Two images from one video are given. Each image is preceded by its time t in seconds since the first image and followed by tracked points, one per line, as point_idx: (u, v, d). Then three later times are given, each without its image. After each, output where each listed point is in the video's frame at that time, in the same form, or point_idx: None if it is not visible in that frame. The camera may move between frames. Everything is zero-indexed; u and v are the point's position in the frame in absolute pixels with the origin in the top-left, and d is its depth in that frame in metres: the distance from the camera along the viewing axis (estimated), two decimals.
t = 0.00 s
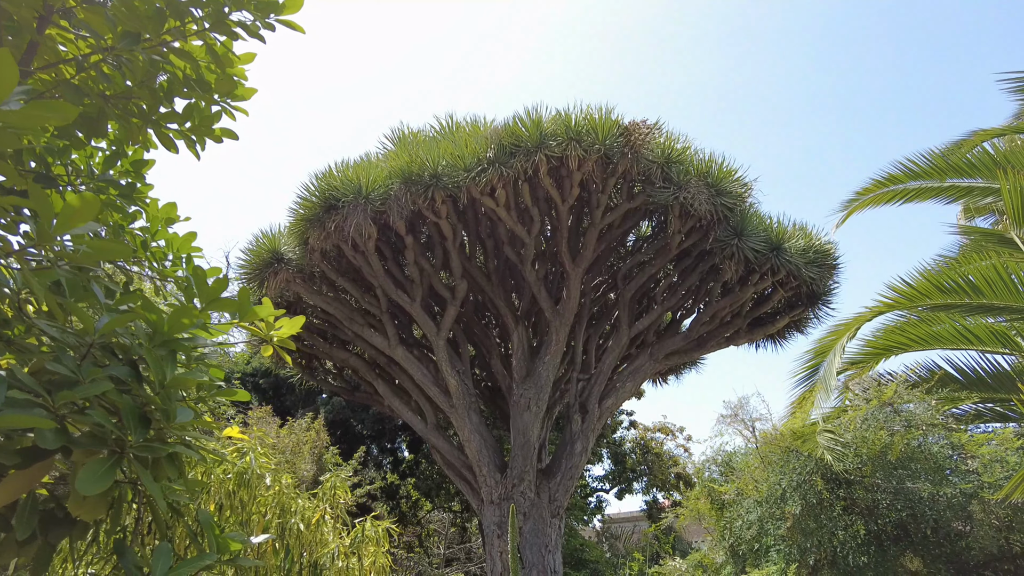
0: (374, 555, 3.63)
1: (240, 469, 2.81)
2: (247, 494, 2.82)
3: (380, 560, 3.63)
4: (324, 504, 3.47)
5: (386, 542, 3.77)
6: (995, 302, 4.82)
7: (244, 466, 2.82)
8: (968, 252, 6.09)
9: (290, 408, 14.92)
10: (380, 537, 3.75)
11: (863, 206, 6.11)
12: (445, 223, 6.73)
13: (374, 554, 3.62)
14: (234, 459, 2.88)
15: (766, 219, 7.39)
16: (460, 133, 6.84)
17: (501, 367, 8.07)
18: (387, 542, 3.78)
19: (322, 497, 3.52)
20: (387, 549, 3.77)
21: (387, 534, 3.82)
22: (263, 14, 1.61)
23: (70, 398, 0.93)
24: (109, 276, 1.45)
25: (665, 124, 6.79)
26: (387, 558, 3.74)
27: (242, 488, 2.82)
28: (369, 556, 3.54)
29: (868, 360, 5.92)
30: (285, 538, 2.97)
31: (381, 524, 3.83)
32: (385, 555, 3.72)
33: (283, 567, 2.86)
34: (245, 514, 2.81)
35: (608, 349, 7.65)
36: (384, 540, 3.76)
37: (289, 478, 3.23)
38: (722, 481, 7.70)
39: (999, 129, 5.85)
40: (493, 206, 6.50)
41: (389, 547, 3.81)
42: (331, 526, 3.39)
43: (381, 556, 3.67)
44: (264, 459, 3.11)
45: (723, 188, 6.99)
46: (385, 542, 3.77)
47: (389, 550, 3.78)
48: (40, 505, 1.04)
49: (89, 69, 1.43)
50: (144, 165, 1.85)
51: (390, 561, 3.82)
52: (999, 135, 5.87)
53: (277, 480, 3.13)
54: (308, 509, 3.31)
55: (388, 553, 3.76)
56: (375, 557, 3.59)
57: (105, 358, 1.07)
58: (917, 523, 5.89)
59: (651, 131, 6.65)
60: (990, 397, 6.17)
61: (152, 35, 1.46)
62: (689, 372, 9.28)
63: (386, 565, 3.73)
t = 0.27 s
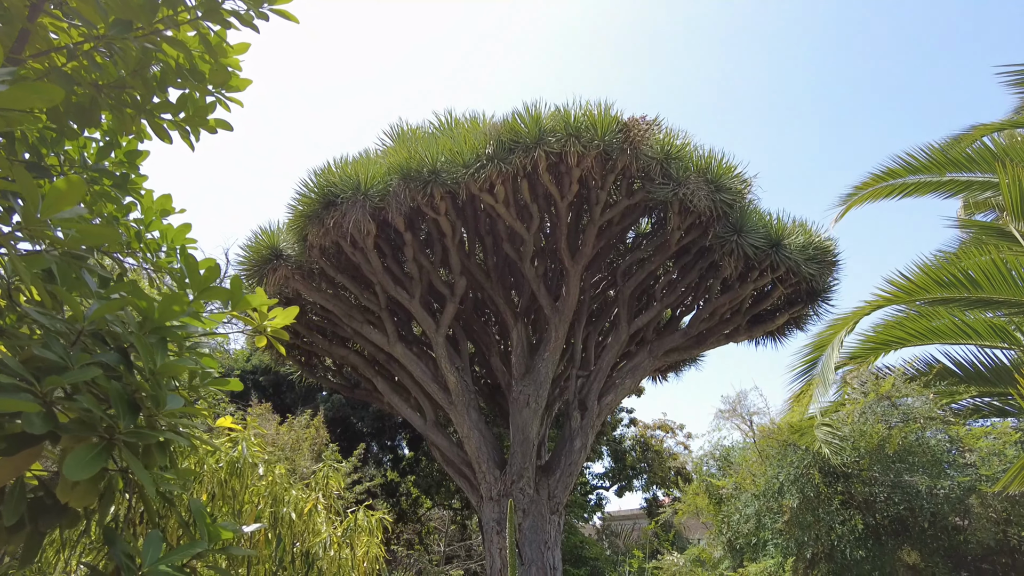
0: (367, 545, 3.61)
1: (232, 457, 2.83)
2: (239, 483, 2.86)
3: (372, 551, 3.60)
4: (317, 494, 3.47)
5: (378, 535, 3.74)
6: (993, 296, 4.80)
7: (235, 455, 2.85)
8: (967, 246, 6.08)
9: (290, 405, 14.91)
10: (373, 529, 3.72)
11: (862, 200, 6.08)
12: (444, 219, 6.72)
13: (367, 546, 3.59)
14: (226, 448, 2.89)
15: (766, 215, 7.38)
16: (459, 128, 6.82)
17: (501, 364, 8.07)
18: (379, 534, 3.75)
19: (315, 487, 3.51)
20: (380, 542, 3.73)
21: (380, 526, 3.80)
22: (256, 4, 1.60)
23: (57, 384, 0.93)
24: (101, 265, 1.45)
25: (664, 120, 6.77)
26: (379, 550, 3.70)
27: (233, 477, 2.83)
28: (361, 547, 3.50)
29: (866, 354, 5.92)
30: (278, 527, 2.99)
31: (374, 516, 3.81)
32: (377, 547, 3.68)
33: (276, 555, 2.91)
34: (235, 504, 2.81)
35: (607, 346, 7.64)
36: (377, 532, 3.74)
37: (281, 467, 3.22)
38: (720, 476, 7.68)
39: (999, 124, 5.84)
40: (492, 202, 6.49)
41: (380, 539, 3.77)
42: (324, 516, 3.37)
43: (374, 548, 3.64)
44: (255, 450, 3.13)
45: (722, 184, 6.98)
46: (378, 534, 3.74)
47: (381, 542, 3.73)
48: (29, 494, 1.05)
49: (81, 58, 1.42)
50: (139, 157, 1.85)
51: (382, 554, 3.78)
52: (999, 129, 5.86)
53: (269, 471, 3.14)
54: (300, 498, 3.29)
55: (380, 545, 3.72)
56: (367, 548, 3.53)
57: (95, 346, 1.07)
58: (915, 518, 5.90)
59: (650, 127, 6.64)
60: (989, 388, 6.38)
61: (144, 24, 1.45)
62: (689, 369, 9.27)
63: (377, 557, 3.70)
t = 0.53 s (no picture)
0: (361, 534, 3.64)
1: (224, 446, 2.85)
2: (231, 472, 2.87)
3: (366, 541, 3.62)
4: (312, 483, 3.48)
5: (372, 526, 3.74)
6: (994, 288, 4.77)
7: (226, 444, 2.85)
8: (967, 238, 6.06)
9: (290, 399, 14.91)
10: (366, 519, 3.72)
11: (862, 191, 6.05)
12: (444, 213, 6.70)
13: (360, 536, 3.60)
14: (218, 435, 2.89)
15: (767, 209, 7.36)
16: (458, 121, 6.80)
17: (501, 358, 8.06)
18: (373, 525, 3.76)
19: (307, 476, 3.50)
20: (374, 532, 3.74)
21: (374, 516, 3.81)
22: None
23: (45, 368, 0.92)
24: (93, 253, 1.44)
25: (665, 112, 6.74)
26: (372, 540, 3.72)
27: (225, 466, 2.85)
28: (355, 537, 3.52)
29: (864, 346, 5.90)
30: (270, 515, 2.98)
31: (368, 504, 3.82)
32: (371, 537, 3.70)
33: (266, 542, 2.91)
34: (227, 492, 2.84)
35: (607, 340, 7.63)
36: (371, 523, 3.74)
37: (276, 456, 3.23)
38: (718, 468, 7.52)
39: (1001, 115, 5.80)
40: (491, 195, 6.47)
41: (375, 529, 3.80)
42: (317, 505, 3.37)
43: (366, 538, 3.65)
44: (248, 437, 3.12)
45: (722, 177, 6.95)
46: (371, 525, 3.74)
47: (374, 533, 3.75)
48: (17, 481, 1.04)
49: (71, 43, 1.41)
50: (133, 145, 1.83)
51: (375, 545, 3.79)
52: (1001, 121, 5.82)
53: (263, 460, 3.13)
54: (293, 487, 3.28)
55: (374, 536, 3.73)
56: (360, 536, 3.57)
57: (84, 332, 1.06)
58: (914, 510, 5.95)
59: (650, 120, 6.61)
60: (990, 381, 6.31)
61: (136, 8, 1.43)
62: (688, 363, 9.26)
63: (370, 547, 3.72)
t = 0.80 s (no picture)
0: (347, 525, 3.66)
1: (209, 435, 2.85)
2: (215, 461, 2.87)
3: (352, 531, 3.66)
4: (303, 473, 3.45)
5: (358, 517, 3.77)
6: (998, 279, 4.74)
7: (211, 434, 2.85)
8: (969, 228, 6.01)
9: (291, 394, 14.91)
10: (353, 509, 3.73)
11: (863, 181, 6.04)
12: (442, 206, 6.67)
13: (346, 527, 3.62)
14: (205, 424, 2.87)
15: (767, 202, 7.31)
16: (457, 114, 6.75)
17: (500, 352, 8.03)
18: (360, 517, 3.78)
19: (296, 465, 3.48)
20: (361, 522, 3.77)
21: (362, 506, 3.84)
22: None
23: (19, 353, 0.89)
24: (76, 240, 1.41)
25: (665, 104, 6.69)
26: (359, 531, 3.74)
27: (210, 455, 2.85)
28: (341, 529, 3.55)
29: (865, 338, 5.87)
30: (258, 505, 2.99)
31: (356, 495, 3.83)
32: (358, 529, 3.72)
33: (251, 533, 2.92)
34: (213, 482, 2.83)
35: (607, 334, 7.60)
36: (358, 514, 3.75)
37: (263, 446, 3.23)
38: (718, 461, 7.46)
39: (1006, 105, 5.73)
40: (490, 188, 6.43)
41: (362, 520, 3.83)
42: (305, 495, 3.38)
43: (352, 529, 3.67)
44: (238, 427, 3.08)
45: (723, 170, 6.91)
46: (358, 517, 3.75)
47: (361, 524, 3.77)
48: None
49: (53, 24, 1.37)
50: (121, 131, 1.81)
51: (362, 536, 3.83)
52: (1006, 110, 5.75)
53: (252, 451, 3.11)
54: (279, 477, 3.27)
55: (360, 527, 3.75)
56: (350, 528, 3.63)
57: (63, 317, 1.03)
58: (915, 503, 5.90)
59: (650, 112, 6.56)
60: (991, 371, 6.35)
61: None
62: (688, 358, 9.23)
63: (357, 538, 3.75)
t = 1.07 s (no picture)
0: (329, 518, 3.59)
1: (189, 423, 2.78)
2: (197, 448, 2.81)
3: (333, 524, 3.59)
4: (284, 464, 3.39)
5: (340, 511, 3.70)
6: (1006, 268, 4.78)
7: (192, 421, 2.79)
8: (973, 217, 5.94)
9: (290, 389, 14.86)
10: (334, 503, 3.65)
11: (868, 170, 5.96)
12: (441, 199, 6.62)
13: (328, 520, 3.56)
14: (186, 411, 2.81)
15: (768, 194, 7.25)
16: (455, 106, 6.69)
17: (499, 347, 7.98)
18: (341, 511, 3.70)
19: (280, 454, 3.41)
20: (344, 516, 3.69)
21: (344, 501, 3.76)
22: None
23: None
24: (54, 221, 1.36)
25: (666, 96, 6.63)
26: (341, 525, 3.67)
27: (191, 442, 2.78)
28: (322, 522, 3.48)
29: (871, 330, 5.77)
30: (238, 495, 2.94)
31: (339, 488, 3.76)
32: (340, 522, 3.65)
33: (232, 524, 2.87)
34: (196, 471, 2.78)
35: (607, 328, 7.55)
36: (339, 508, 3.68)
37: (247, 434, 3.17)
38: (719, 454, 7.44)
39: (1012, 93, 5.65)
40: (489, 181, 6.37)
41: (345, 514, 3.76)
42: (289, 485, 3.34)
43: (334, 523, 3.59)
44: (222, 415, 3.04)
45: (724, 163, 6.84)
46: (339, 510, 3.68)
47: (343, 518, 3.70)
48: None
49: None
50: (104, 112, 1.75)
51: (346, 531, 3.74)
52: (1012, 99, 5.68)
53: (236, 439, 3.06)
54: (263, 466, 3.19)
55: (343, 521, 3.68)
56: (334, 518, 3.62)
57: (31, 296, 0.99)
58: (920, 497, 5.84)
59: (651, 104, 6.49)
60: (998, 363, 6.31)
61: None
62: (689, 353, 9.18)
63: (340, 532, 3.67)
